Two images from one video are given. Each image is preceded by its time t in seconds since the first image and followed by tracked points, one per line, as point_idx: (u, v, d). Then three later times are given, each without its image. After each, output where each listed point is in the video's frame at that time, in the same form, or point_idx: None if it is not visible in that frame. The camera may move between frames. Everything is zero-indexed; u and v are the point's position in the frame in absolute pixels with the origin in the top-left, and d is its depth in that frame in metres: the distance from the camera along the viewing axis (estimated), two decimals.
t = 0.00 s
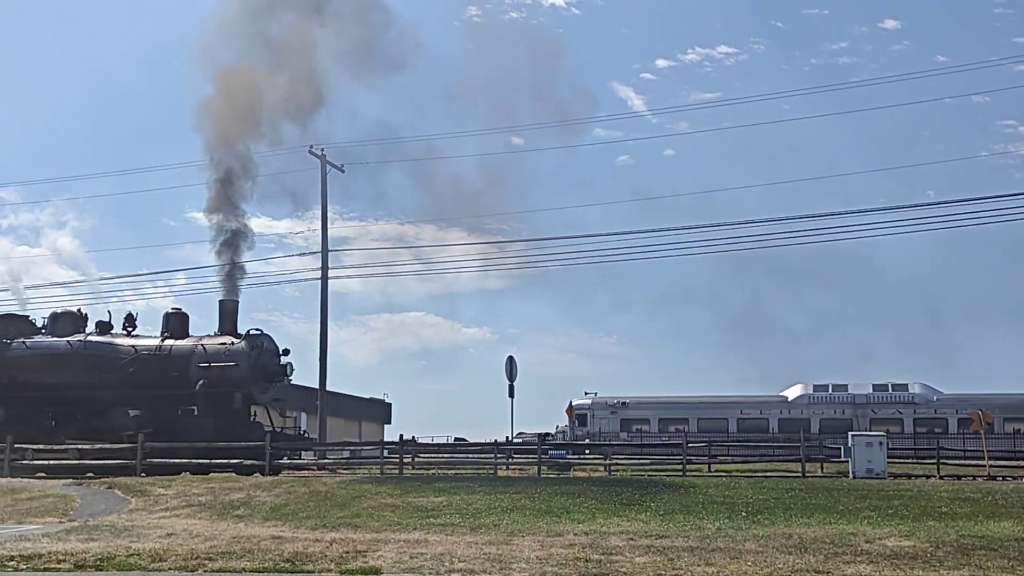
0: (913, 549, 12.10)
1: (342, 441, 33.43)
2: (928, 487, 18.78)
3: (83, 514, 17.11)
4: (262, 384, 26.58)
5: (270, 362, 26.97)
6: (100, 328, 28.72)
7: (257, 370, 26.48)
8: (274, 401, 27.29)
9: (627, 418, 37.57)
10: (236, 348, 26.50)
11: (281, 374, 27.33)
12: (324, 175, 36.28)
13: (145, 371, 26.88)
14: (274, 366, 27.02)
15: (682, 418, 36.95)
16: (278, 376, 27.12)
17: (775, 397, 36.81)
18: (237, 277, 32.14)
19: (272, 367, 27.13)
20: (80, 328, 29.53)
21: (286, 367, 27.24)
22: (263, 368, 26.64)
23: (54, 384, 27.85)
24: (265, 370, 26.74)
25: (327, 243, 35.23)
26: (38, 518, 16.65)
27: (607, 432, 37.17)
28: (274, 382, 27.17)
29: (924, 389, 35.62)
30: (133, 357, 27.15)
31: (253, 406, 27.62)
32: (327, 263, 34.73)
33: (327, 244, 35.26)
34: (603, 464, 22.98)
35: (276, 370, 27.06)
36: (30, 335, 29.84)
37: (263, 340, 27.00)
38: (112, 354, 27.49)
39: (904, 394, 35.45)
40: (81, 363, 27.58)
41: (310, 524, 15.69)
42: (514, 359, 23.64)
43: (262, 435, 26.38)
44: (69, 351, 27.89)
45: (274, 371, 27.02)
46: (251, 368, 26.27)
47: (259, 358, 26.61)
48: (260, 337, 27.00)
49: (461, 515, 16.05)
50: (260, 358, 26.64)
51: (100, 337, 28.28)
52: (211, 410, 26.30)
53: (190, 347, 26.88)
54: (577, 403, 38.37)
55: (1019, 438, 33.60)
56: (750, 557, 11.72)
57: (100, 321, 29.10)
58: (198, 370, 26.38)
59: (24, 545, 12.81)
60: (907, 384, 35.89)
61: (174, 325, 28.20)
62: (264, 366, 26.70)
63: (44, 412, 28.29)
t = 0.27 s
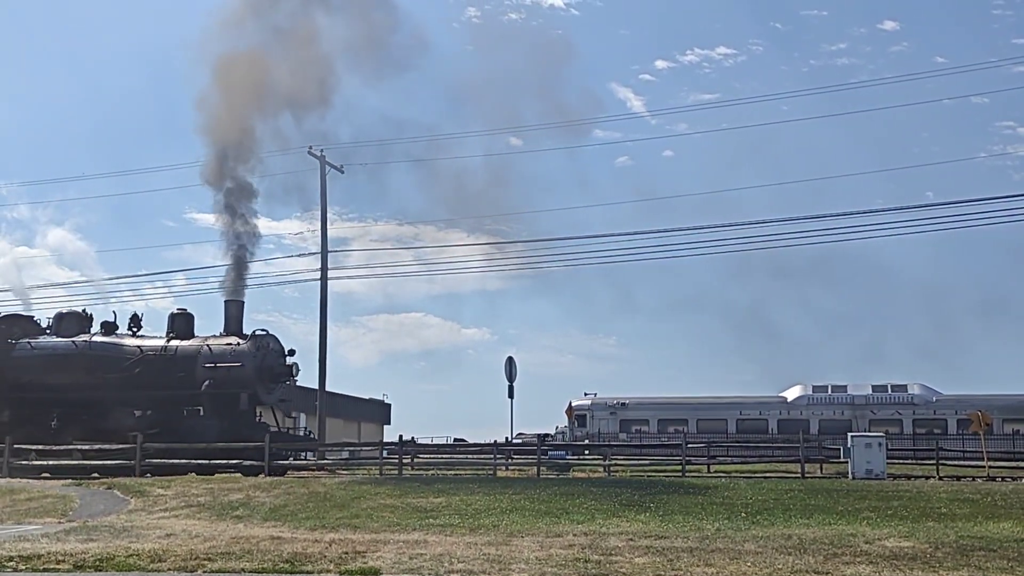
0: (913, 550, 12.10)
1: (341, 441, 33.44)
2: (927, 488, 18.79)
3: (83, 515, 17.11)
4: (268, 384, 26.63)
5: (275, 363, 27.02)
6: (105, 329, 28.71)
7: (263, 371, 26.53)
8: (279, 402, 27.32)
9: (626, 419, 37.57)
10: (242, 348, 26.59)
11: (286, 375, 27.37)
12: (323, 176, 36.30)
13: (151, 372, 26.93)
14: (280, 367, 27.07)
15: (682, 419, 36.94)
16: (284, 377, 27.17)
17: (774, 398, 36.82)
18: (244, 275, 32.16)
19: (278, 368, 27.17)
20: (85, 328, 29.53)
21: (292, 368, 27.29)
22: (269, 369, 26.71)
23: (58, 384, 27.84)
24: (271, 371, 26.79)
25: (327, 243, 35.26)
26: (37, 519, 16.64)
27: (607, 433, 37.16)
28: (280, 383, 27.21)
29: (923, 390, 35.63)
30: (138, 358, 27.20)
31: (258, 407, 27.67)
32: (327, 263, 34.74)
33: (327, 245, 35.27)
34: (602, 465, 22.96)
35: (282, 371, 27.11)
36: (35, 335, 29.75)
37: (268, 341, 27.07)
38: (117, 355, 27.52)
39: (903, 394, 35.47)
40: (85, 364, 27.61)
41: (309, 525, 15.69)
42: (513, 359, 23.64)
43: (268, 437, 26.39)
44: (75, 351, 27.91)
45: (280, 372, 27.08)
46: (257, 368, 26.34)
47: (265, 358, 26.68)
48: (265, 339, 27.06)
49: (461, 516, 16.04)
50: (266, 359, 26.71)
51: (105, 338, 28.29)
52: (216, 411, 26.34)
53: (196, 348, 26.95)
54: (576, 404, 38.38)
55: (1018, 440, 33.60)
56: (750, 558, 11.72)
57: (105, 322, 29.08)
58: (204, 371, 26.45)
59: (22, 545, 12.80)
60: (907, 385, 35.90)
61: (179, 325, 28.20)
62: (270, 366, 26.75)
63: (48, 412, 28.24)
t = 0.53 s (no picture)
0: (912, 552, 12.11)
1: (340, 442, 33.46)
2: (926, 489, 18.79)
3: (82, 516, 17.10)
4: (274, 385, 26.63)
5: (282, 364, 27.01)
6: (112, 330, 28.70)
7: (270, 372, 26.52)
8: (285, 403, 27.32)
9: (625, 420, 37.58)
10: (248, 349, 26.57)
11: (293, 376, 27.37)
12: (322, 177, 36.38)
13: (157, 373, 26.93)
14: (286, 367, 27.06)
15: (681, 421, 36.95)
16: (290, 377, 27.17)
17: (773, 399, 36.83)
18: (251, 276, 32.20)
19: (284, 368, 27.16)
20: (91, 329, 29.60)
21: (298, 369, 27.29)
22: (275, 370, 26.71)
23: (65, 384, 27.83)
24: (278, 372, 26.77)
25: (326, 244, 35.28)
26: (36, 519, 16.63)
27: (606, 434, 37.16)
28: (286, 384, 27.21)
29: (922, 391, 35.67)
30: (145, 358, 27.19)
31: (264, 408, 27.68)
32: (327, 264, 34.76)
33: (325, 246, 35.28)
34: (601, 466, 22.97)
35: (288, 372, 27.11)
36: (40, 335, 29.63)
37: (275, 342, 27.06)
38: (123, 355, 27.52)
39: (902, 396, 35.49)
40: (91, 364, 27.62)
41: (308, 526, 15.68)
42: (512, 360, 23.65)
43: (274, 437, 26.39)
44: (81, 352, 27.91)
45: (286, 373, 27.07)
46: (263, 369, 26.33)
47: (271, 359, 26.67)
48: (272, 339, 27.05)
49: (460, 517, 16.05)
50: (272, 360, 26.71)
51: (111, 338, 28.28)
52: (223, 412, 26.34)
53: (202, 348, 26.95)
54: (575, 405, 38.39)
55: (1017, 441, 33.62)
56: (749, 559, 11.72)
57: (111, 323, 29.06)
58: (210, 372, 26.45)
59: (21, 546, 12.79)
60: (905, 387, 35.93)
61: (186, 326, 28.19)
62: (277, 367, 26.74)
63: (54, 413, 28.19)
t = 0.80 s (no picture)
0: (911, 553, 12.11)
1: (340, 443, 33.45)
2: (925, 490, 18.79)
3: (81, 517, 17.09)
4: (282, 386, 26.53)
5: (290, 365, 26.89)
6: (118, 330, 28.69)
7: (278, 372, 26.41)
8: (294, 404, 27.22)
9: (624, 421, 37.57)
10: (256, 350, 26.45)
11: (301, 376, 27.25)
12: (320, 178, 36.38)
13: (165, 373, 26.88)
14: (295, 368, 26.94)
15: (680, 422, 36.94)
16: (298, 378, 27.05)
17: (772, 400, 36.85)
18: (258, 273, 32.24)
19: (293, 369, 27.05)
20: (97, 329, 29.54)
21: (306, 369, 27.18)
22: (283, 370, 26.59)
23: (72, 385, 27.85)
24: (286, 373, 26.65)
25: (324, 245, 35.26)
26: (35, 520, 16.63)
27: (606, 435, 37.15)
28: (294, 385, 27.10)
29: (921, 392, 35.69)
30: (153, 359, 27.17)
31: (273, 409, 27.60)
32: (325, 265, 34.75)
33: (323, 248, 35.27)
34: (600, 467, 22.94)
35: (297, 373, 26.99)
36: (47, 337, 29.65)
37: (283, 342, 26.94)
38: (131, 356, 27.53)
39: (902, 397, 35.51)
40: (100, 365, 27.63)
41: (307, 527, 15.68)
42: (511, 361, 23.63)
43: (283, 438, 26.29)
44: (89, 353, 27.93)
45: (295, 373, 26.94)
46: (271, 370, 26.22)
47: (279, 360, 26.55)
48: (280, 340, 26.93)
49: (459, 518, 16.05)
50: (280, 360, 26.59)
51: (118, 340, 28.28)
52: (230, 413, 26.25)
53: (210, 349, 26.87)
54: (574, 406, 38.40)
55: (1016, 442, 33.65)
56: (748, 560, 11.73)
57: (118, 323, 29.05)
58: (218, 373, 26.36)
59: (20, 547, 12.79)
60: (905, 388, 35.96)
61: (193, 327, 28.16)
62: (285, 368, 26.63)
63: (61, 414, 28.19)
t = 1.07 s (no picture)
0: (909, 554, 12.12)
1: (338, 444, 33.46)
2: (924, 491, 18.80)
3: (80, 518, 17.08)
4: (290, 387, 26.63)
5: (297, 366, 26.99)
6: (125, 331, 28.70)
7: (286, 373, 26.50)
8: (301, 405, 27.29)
9: (623, 423, 37.56)
10: (264, 351, 26.50)
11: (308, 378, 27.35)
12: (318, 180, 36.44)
13: (172, 375, 26.85)
14: (302, 369, 27.04)
15: (679, 423, 36.92)
16: (306, 379, 27.14)
17: (771, 402, 36.86)
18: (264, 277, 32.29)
19: (300, 370, 27.15)
20: (103, 330, 29.54)
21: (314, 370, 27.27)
22: (291, 372, 26.66)
23: (78, 386, 27.80)
24: (294, 374, 26.75)
25: (321, 247, 35.27)
26: (33, 522, 16.62)
27: (604, 436, 37.14)
28: (302, 386, 27.21)
29: (920, 394, 35.73)
30: (160, 360, 27.14)
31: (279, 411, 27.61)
32: (322, 267, 34.75)
33: (322, 249, 35.25)
34: (599, 468, 22.94)
35: (304, 374, 27.08)
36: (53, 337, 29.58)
37: (291, 343, 27.04)
38: (138, 358, 27.51)
39: (900, 398, 35.53)
40: (106, 366, 27.58)
41: (306, 528, 15.68)
42: (509, 362, 23.65)
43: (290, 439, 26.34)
44: (96, 354, 27.90)
45: (302, 375, 27.03)
46: (279, 371, 26.28)
47: (287, 361, 26.64)
48: (288, 341, 27.01)
49: (458, 519, 16.05)
50: (288, 362, 26.67)
51: (125, 341, 28.28)
52: (238, 414, 26.23)
53: (218, 350, 26.88)
54: (573, 407, 38.41)
55: (1015, 444, 33.67)
56: (746, 562, 11.74)
57: (125, 324, 29.07)
58: (225, 374, 26.36)
59: (18, 548, 12.79)
60: (903, 390, 35.98)
61: (200, 328, 28.15)
62: (293, 369, 26.72)
63: (67, 414, 28.15)
